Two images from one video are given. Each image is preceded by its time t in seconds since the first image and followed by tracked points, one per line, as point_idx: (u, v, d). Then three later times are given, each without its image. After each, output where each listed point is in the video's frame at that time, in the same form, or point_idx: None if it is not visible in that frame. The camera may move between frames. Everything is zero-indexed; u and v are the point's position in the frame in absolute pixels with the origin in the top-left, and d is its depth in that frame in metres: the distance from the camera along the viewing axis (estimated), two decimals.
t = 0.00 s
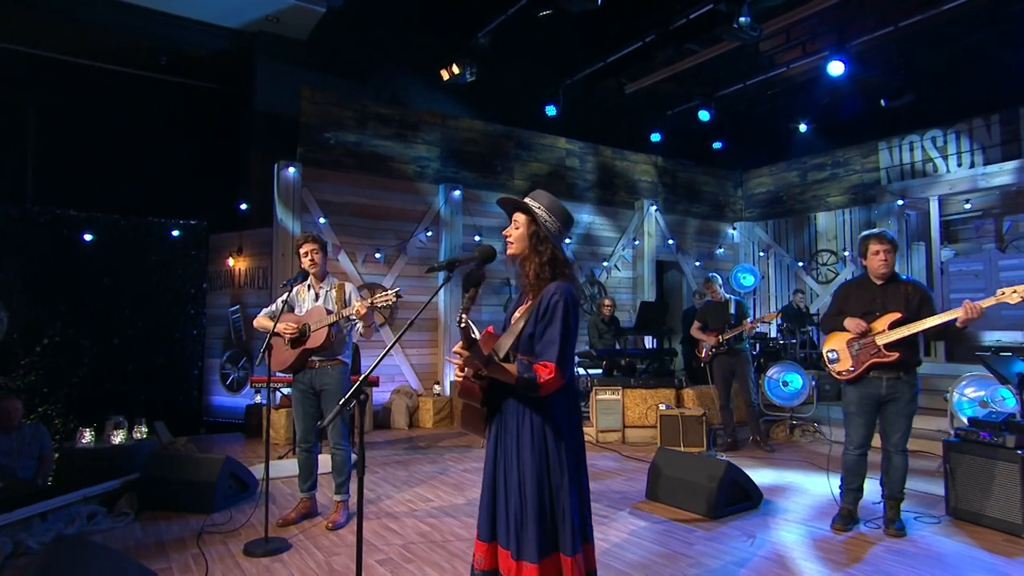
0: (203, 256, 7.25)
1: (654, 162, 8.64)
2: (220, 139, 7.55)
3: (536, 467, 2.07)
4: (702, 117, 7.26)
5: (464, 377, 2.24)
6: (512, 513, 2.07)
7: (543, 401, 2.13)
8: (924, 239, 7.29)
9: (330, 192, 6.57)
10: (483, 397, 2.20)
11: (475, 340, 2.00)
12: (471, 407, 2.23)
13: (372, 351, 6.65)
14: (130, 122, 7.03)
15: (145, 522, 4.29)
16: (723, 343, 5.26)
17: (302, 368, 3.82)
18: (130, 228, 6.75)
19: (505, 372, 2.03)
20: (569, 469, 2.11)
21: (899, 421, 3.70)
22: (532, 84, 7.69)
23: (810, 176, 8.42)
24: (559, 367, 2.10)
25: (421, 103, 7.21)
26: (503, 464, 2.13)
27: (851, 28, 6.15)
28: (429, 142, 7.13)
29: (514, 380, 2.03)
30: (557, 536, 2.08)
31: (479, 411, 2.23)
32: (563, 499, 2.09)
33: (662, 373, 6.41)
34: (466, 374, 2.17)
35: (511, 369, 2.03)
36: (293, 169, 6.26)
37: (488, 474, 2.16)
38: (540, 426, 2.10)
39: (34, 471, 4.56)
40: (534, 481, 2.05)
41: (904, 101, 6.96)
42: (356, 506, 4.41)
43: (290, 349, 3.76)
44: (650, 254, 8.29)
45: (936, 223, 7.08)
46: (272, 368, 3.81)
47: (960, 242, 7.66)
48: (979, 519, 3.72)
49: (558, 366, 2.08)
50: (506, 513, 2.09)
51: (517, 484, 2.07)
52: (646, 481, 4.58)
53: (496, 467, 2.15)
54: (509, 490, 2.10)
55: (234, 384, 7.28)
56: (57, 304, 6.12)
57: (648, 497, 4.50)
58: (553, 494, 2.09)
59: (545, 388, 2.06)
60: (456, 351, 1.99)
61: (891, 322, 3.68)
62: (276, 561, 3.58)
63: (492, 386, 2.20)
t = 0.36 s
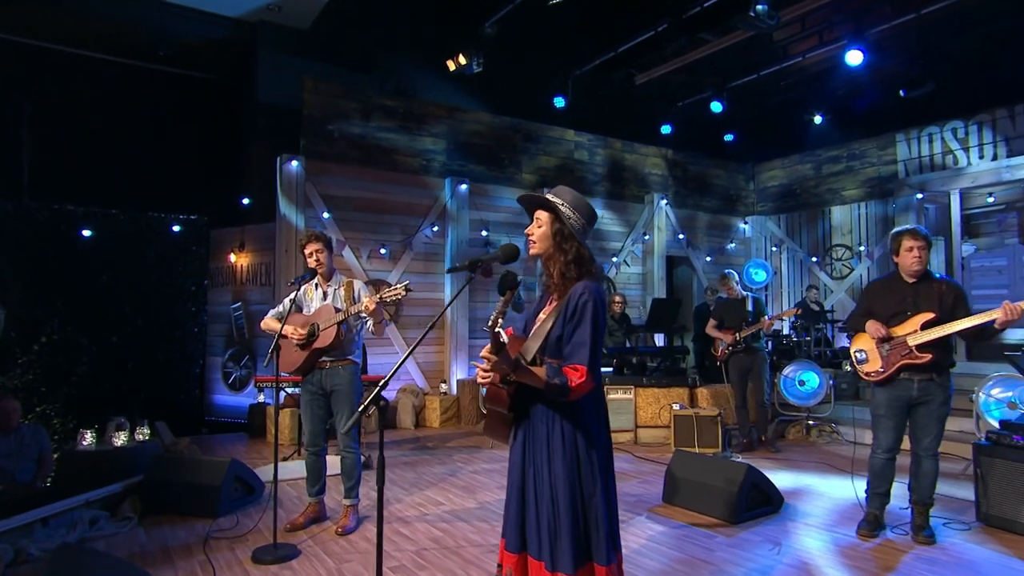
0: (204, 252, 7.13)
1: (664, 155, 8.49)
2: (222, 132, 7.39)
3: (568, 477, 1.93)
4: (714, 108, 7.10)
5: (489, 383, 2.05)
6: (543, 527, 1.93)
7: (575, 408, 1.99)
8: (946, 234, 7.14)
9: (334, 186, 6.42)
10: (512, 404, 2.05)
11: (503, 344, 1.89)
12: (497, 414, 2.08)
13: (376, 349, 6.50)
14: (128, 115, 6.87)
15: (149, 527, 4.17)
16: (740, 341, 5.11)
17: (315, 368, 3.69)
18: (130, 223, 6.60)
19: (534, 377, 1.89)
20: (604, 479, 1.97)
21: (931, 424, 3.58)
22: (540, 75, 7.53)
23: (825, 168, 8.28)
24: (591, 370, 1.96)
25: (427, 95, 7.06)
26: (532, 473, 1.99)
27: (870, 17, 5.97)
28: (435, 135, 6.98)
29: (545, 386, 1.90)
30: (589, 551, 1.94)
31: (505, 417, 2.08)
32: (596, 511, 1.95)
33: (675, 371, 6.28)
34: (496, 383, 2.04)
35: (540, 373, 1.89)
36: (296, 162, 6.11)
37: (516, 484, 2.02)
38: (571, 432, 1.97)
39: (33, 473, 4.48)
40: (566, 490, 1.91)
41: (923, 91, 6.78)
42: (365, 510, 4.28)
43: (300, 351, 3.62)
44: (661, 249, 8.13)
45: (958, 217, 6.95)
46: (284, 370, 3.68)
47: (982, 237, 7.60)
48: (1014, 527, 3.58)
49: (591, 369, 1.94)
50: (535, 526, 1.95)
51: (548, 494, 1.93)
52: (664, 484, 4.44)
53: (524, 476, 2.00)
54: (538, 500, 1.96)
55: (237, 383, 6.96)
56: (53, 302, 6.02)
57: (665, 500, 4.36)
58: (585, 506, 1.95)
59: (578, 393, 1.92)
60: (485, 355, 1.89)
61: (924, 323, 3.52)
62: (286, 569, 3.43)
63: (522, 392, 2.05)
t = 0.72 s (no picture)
0: (205, 247, 7.05)
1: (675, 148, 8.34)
2: (224, 125, 7.24)
3: (598, 489, 1.78)
4: (727, 99, 6.95)
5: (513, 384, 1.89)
6: (571, 542, 1.78)
7: (603, 415, 1.84)
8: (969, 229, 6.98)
9: (339, 180, 6.27)
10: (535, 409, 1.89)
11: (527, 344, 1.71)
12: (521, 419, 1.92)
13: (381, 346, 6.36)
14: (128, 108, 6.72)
15: (154, 531, 4.04)
16: (759, 339, 4.96)
17: (326, 371, 3.55)
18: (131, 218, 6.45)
19: (560, 379, 1.72)
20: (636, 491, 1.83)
21: (960, 429, 3.43)
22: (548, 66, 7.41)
23: (841, 161, 8.17)
24: (620, 375, 1.79)
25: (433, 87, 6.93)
26: (559, 481, 1.84)
27: (891, 4, 5.79)
28: (442, 128, 6.88)
29: (570, 390, 1.73)
30: (619, 566, 1.80)
31: (530, 422, 1.92)
32: (626, 522, 1.81)
33: (688, 369, 6.15)
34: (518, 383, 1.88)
35: (566, 376, 1.72)
36: (300, 155, 5.96)
37: (540, 493, 1.87)
38: (601, 438, 1.82)
39: (33, 475, 4.39)
40: (596, 500, 1.77)
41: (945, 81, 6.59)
42: (375, 514, 4.14)
43: (310, 353, 3.48)
44: (673, 244, 7.98)
45: (981, 211, 6.80)
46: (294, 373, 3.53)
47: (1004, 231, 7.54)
48: None
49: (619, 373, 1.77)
50: (562, 539, 1.79)
51: (576, 504, 1.79)
52: (682, 488, 4.29)
53: (550, 484, 1.85)
54: (565, 513, 1.81)
55: (238, 382, 6.86)
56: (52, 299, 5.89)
57: (683, 504, 4.22)
58: (615, 517, 1.81)
59: (606, 398, 1.76)
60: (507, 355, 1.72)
61: (952, 323, 3.38)
62: None
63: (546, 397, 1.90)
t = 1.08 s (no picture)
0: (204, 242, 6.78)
1: (685, 140, 8.18)
2: (224, 117, 7.08)
3: (633, 506, 1.64)
4: (739, 90, 6.77)
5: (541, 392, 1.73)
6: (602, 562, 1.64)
7: (636, 425, 1.70)
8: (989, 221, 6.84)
9: (342, 173, 6.11)
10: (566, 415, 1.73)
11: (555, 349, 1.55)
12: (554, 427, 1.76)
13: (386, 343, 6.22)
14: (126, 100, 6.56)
15: (157, 536, 3.90)
16: (781, 336, 4.84)
17: (332, 368, 3.42)
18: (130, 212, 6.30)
19: (592, 389, 1.58)
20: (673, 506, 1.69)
21: (985, 432, 3.29)
22: (555, 56, 7.29)
23: (854, 154, 7.97)
24: (657, 382, 1.65)
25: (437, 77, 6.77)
26: (588, 495, 1.70)
27: None
28: (448, 119, 6.67)
29: (602, 399, 1.60)
30: None
31: (563, 431, 1.77)
32: (662, 541, 1.67)
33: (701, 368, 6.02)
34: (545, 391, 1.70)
35: (598, 385, 1.58)
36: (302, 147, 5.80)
37: (569, 507, 1.73)
38: (633, 449, 1.68)
39: (32, 477, 4.18)
40: (628, 514, 1.63)
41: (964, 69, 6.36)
42: (385, 517, 4.01)
43: (320, 347, 3.37)
44: (683, 238, 7.82)
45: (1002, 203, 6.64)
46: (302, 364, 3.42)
47: None
48: None
49: (656, 381, 1.63)
50: (591, 557, 1.66)
51: (605, 518, 1.65)
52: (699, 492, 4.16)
53: (578, 496, 1.72)
54: (597, 530, 1.67)
55: (240, 381, 6.56)
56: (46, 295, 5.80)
57: (700, 508, 4.09)
58: (648, 533, 1.67)
59: (643, 408, 1.62)
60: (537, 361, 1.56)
61: (972, 321, 3.24)
62: None
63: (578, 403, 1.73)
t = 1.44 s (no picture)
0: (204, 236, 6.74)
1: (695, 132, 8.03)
2: (225, 109, 6.94)
3: (679, 524, 1.51)
4: (751, 80, 6.60)
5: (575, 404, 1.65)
6: None
7: (682, 434, 1.56)
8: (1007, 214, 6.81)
9: (345, 166, 5.96)
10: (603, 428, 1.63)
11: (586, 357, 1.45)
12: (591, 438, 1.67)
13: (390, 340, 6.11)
14: (125, 91, 6.42)
15: (161, 541, 3.78)
16: (809, 333, 4.72)
17: (338, 368, 3.29)
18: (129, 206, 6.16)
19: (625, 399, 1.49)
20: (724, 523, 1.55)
21: (1010, 435, 3.15)
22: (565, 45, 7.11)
23: (869, 146, 7.86)
24: (701, 386, 1.50)
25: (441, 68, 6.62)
26: (630, 512, 1.57)
27: None
28: (453, 111, 6.54)
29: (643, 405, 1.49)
30: None
31: (601, 442, 1.67)
32: (712, 561, 1.53)
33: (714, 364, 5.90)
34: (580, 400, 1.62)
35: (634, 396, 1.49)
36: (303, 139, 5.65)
37: (609, 525, 1.60)
38: (678, 462, 1.55)
39: (30, 478, 4.11)
40: (674, 533, 1.50)
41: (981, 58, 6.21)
42: (394, 520, 3.89)
43: (325, 348, 3.24)
44: (693, 232, 7.68)
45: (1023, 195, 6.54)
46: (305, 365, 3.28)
47: None
48: None
49: (700, 384, 1.48)
50: None
51: (650, 537, 1.52)
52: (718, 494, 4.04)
53: (618, 514, 1.59)
54: (641, 550, 1.54)
55: (241, 378, 6.51)
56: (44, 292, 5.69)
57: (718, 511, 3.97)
58: (697, 553, 1.53)
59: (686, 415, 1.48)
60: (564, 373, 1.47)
61: (994, 319, 3.10)
62: None
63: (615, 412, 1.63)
